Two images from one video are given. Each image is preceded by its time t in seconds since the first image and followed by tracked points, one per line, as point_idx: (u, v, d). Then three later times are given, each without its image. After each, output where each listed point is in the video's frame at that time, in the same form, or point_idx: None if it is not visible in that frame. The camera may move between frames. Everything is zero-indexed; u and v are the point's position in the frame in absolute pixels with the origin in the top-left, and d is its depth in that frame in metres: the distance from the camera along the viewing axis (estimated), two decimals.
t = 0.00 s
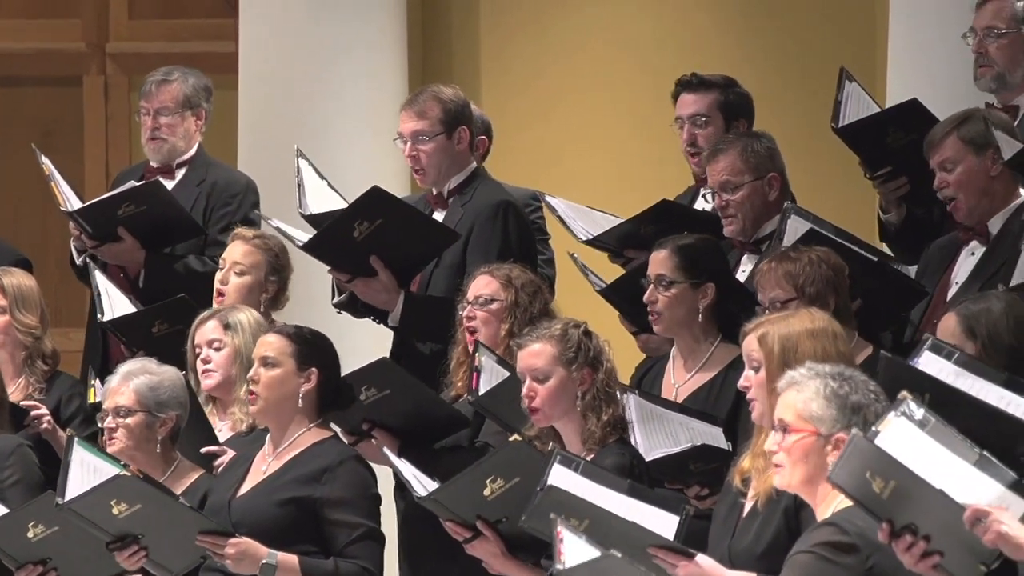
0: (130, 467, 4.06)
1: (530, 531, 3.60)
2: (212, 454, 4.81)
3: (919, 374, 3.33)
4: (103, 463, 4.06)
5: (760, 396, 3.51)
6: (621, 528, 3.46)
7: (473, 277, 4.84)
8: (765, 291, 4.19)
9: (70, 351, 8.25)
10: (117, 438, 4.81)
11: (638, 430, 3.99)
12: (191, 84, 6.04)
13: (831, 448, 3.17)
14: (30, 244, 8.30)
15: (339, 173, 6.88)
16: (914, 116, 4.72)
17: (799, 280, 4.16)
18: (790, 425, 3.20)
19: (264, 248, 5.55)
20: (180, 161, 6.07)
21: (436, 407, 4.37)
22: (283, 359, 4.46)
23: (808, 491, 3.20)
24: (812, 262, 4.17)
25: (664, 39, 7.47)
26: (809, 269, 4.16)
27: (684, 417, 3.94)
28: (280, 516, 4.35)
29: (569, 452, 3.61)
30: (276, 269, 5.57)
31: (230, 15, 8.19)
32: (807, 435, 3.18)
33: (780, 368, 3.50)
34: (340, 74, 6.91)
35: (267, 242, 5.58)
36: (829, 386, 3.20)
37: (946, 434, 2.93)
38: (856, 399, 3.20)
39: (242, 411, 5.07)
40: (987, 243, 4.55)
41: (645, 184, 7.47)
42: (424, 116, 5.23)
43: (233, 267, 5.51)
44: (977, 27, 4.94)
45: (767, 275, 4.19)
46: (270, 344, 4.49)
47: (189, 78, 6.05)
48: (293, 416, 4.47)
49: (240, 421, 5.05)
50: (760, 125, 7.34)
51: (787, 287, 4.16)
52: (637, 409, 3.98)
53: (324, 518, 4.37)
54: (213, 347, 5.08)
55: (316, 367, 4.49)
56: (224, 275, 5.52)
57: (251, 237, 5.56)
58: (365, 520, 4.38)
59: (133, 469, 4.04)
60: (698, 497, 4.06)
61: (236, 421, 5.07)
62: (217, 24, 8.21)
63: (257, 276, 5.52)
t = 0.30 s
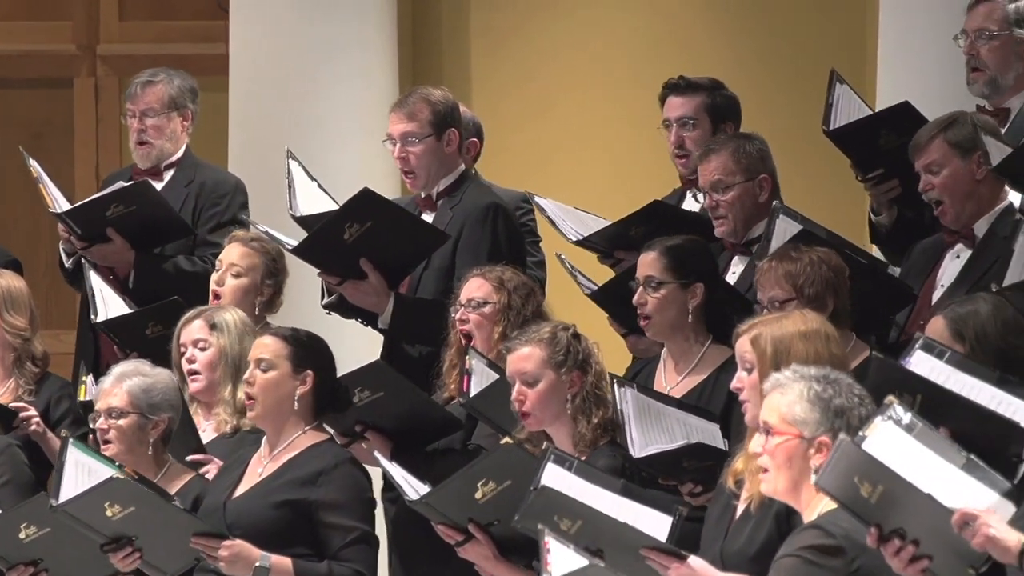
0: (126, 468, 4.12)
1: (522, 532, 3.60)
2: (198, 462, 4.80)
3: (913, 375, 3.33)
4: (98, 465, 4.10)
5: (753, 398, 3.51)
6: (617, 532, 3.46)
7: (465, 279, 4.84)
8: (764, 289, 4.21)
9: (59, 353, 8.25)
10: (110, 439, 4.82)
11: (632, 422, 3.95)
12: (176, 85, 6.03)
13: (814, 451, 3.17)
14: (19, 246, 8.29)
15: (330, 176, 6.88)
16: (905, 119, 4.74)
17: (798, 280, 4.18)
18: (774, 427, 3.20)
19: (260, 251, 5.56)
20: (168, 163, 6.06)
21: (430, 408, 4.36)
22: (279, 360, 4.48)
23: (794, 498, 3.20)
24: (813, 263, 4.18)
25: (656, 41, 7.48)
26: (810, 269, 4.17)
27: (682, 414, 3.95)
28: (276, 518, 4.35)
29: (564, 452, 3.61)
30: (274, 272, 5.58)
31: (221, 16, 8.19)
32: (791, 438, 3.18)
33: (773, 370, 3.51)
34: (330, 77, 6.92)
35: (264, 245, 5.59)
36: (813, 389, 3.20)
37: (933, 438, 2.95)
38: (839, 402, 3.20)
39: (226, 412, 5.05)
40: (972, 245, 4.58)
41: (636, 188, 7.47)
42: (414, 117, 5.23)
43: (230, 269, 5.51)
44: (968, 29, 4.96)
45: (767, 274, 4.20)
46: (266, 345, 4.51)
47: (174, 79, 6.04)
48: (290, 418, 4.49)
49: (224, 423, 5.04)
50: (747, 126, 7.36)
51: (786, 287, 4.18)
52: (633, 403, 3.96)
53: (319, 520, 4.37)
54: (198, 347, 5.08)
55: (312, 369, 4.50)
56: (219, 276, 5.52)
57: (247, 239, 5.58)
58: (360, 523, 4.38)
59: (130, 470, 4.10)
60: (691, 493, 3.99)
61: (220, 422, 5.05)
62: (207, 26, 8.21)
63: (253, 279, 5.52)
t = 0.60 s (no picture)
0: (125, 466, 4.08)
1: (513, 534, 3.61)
2: (183, 463, 4.85)
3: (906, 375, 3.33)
4: (96, 463, 4.06)
5: (743, 399, 3.52)
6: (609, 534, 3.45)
7: (459, 281, 4.84)
8: (766, 288, 4.22)
9: (50, 354, 8.24)
10: (101, 442, 4.81)
11: (629, 414, 3.94)
12: (165, 86, 6.04)
13: (803, 453, 3.15)
14: (10, 246, 8.28)
15: (321, 176, 6.88)
16: (897, 118, 4.75)
17: (800, 279, 4.19)
18: (763, 430, 3.18)
19: (249, 250, 5.56)
20: (158, 163, 6.05)
21: (423, 409, 4.39)
22: (277, 362, 4.50)
23: (782, 501, 3.18)
24: (815, 264, 4.19)
25: (648, 42, 7.48)
26: (812, 269, 4.18)
27: (680, 410, 3.96)
28: (272, 519, 4.38)
29: (553, 453, 3.61)
30: (267, 272, 5.58)
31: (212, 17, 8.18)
32: (780, 441, 3.16)
33: (766, 370, 3.51)
34: (321, 78, 6.92)
35: (251, 244, 5.59)
36: (800, 392, 3.19)
37: (920, 435, 2.96)
38: (827, 404, 3.19)
39: (210, 412, 5.08)
40: (960, 246, 4.59)
41: (627, 187, 7.47)
42: (406, 117, 5.21)
43: (223, 271, 5.51)
44: (960, 30, 4.96)
45: (770, 272, 4.21)
46: (263, 346, 4.53)
47: (163, 80, 6.03)
48: (287, 420, 4.50)
49: (208, 423, 5.08)
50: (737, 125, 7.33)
51: (787, 286, 4.18)
52: (632, 398, 3.95)
53: (315, 523, 4.39)
54: (182, 347, 5.11)
55: (309, 370, 4.51)
56: (215, 279, 5.51)
57: (237, 240, 5.57)
58: (356, 525, 4.40)
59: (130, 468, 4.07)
60: (687, 490, 3.98)
61: (204, 422, 5.09)
62: (198, 26, 8.21)
63: (247, 280, 5.52)
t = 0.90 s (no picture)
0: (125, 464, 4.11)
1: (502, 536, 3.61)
2: (172, 463, 4.83)
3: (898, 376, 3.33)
4: (95, 461, 4.09)
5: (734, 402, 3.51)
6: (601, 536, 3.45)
7: (456, 282, 4.84)
8: (775, 283, 4.24)
9: (40, 355, 8.23)
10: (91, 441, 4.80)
11: (626, 411, 3.94)
12: (157, 88, 6.02)
13: (791, 455, 3.15)
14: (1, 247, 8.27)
15: (314, 177, 6.88)
16: (890, 118, 4.76)
17: (809, 279, 4.20)
18: (750, 434, 3.17)
19: (234, 249, 5.55)
20: (150, 165, 6.04)
21: (417, 411, 4.35)
22: (275, 362, 4.54)
23: (770, 500, 3.19)
24: (827, 266, 4.20)
25: (640, 44, 7.49)
26: (823, 270, 4.19)
27: (678, 407, 3.99)
28: (268, 522, 4.41)
29: (545, 454, 3.63)
30: (253, 269, 5.59)
31: (205, 19, 8.18)
32: (768, 444, 3.15)
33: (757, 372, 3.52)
34: (313, 79, 6.91)
35: (235, 242, 5.58)
36: (787, 394, 3.19)
37: (913, 428, 2.95)
38: (813, 405, 3.18)
39: (198, 412, 5.09)
40: (949, 248, 4.59)
41: (620, 188, 7.48)
42: (399, 118, 5.21)
43: (209, 271, 5.50)
44: (952, 31, 4.97)
45: (780, 268, 4.22)
46: (262, 347, 4.57)
47: (155, 82, 6.03)
48: (286, 421, 4.54)
49: (196, 422, 5.08)
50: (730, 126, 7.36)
51: (796, 284, 4.19)
52: (630, 395, 3.96)
53: (312, 525, 4.44)
54: (168, 347, 5.11)
55: (307, 371, 4.56)
56: (202, 279, 5.51)
57: (221, 240, 5.57)
58: (353, 527, 4.46)
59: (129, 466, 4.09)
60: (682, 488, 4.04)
61: (192, 422, 5.09)
62: (189, 28, 8.20)
63: (234, 278, 5.52)
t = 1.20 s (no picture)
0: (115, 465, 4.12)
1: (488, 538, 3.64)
2: (156, 459, 4.84)
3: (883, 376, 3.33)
4: (85, 462, 4.08)
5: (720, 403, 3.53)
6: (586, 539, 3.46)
7: (444, 283, 4.85)
8: (772, 283, 4.21)
9: (27, 357, 8.23)
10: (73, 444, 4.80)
11: (617, 410, 3.95)
12: (144, 90, 6.02)
13: (773, 458, 3.16)
14: None
15: (301, 177, 6.89)
16: (879, 120, 4.78)
17: (806, 280, 4.18)
18: (732, 437, 3.18)
19: (213, 247, 5.55)
20: (137, 166, 6.05)
21: (407, 412, 4.35)
22: (263, 365, 4.55)
23: (754, 504, 3.19)
24: (824, 267, 4.19)
25: (627, 45, 7.50)
26: (820, 271, 4.18)
27: (668, 406, 4.00)
28: (256, 526, 4.43)
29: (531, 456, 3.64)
30: (231, 266, 5.58)
31: (192, 20, 8.17)
32: (750, 446, 3.16)
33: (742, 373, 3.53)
34: (300, 81, 6.92)
35: (213, 240, 5.58)
36: (769, 397, 3.20)
37: (897, 434, 2.99)
38: (795, 408, 3.20)
39: (181, 411, 5.10)
40: (932, 250, 4.63)
41: (607, 187, 7.49)
42: (386, 121, 5.21)
43: (186, 270, 5.51)
44: (939, 34, 4.98)
45: (777, 268, 4.20)
46: (251, 349, 4.58)
47: (142, 84, 6.03)
48: (274, 426, 4.56)
49: (180, 422, 5.09)
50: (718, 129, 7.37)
51: (793, 284, 4.17)
52: (619, 394, 3.97)
53: (302, 529, 4.45)
54: (150, 347, 5.11)
55: (295, 374, 4.57)
56: (180, 279, 5.52)
57: (198, 239, 5.57)
58: (342, 531, 4.46)
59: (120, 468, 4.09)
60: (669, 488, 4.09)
61: (175, 422, 5.09)
62: (177, 29, 8.20)
63: (211, 276, 5.53)
